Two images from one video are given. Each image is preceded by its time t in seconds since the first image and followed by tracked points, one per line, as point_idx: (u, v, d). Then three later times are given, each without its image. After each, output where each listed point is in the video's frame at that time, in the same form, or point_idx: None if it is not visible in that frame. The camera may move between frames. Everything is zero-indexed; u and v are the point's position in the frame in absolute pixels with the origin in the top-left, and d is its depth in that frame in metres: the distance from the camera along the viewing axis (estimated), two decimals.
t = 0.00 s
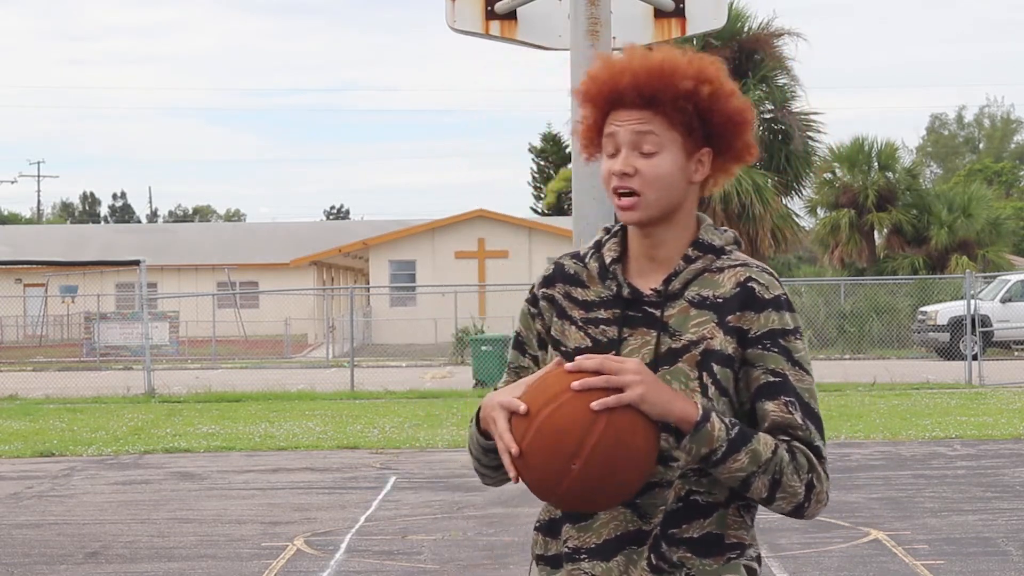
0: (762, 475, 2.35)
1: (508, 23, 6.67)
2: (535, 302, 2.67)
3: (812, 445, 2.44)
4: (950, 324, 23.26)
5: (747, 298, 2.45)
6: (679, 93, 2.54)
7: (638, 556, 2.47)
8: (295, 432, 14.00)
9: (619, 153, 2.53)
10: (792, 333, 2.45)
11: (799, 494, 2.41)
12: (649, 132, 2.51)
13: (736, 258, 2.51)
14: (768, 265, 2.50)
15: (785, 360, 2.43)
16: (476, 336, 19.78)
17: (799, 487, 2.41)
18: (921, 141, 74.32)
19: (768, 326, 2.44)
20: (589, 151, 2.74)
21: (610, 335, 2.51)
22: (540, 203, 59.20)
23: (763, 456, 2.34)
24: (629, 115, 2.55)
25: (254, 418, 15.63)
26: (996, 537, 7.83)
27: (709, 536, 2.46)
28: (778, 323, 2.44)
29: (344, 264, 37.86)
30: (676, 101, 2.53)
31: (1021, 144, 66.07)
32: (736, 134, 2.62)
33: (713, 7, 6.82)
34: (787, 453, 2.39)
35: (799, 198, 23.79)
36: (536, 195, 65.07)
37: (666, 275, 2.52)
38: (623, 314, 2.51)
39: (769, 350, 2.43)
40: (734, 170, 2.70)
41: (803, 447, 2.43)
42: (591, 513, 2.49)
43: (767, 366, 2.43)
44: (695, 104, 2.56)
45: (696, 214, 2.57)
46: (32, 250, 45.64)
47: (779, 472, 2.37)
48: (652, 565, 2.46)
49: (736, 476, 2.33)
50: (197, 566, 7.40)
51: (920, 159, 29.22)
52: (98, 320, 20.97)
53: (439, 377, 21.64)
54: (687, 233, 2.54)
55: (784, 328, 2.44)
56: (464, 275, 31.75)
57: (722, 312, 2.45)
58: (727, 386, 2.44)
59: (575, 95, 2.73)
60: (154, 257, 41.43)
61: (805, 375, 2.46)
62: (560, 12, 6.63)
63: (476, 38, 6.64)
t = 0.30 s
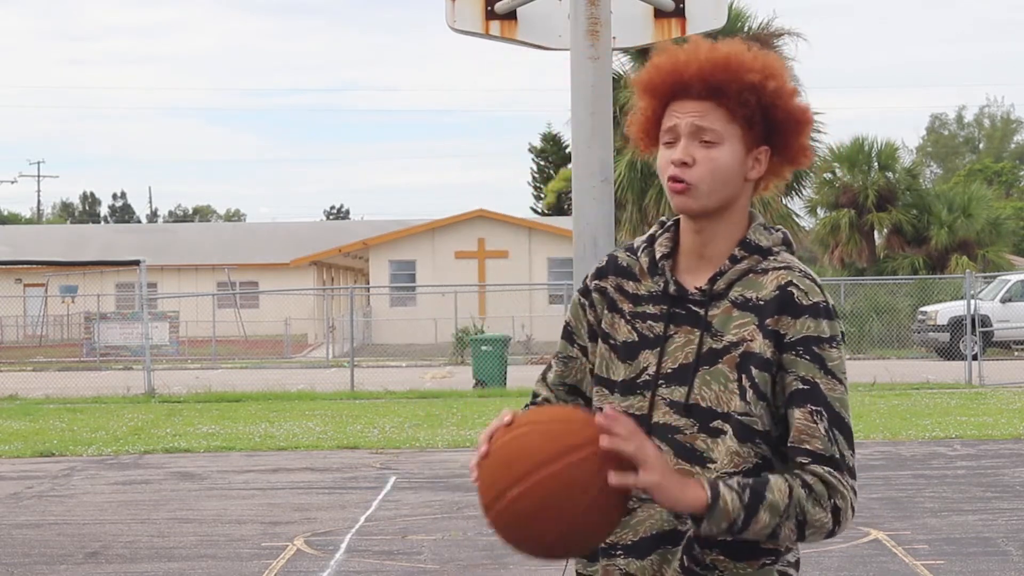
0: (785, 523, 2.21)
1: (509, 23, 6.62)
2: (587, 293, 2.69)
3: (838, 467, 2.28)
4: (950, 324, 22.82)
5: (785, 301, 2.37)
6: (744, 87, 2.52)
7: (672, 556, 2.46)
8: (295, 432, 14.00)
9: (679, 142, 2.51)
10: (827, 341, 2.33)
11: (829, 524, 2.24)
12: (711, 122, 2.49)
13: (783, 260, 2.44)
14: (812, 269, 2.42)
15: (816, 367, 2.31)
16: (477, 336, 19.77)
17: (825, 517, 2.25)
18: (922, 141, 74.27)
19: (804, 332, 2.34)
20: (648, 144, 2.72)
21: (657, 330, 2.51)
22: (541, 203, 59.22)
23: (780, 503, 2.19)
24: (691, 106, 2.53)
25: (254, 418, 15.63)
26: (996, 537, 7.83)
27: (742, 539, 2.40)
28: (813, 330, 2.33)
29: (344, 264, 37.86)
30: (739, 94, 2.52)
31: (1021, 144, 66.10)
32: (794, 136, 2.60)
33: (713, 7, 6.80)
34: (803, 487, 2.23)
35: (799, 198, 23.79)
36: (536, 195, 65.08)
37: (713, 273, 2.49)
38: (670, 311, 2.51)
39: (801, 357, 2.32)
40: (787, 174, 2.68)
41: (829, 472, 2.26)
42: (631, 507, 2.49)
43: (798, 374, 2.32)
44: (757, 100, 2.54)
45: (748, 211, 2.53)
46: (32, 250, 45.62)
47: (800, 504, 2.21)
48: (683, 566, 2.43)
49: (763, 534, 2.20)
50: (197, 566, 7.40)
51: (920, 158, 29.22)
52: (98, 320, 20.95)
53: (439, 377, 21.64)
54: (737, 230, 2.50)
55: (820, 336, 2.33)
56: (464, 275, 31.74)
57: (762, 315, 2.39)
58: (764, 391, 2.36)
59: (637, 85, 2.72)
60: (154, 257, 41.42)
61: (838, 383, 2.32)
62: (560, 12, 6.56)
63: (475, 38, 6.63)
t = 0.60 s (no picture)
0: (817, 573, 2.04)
1: (508, 23, 6.64)
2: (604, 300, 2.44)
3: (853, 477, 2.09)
4: (950, 324, 23.11)
5: (807, 306, 2.14)
6: (769, 85, 2.35)
7: (690, 557, 2.19)
8: (295, 432, 14.00)
9: (702, 143, 2.34)
10: (849, 347, 2.12)
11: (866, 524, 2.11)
12: (734, 122, 2.33)
13: (806, 261, 2.21)
14: (837, 271, 2.18)
15: (840, 373, 2.10)
16: (477, 336, 19.77)
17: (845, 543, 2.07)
18: (921, 141, 74.36)
19: (828, 337, 2.11)
20: (663, 149, 2.54)
21: (676, 330, 2.26)
22: (541, 203, 59.29)
23: None
24: (714, 104, 2.37)
25: (254, 418, 15.63)
26: (995, 536, 7.84)
27: (762, 540, 2.13)
28: (838, 336, 2.11)
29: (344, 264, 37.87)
30: (763, 93, 2.34)
31: (1021, 144, 66.09)
32: (818, 136, 2.41)
33: (713, 7, 6.79)
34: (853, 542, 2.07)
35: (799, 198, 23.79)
36: (536, 195, 65.13)
37: (735, 274, 2.25)
38: (688, 311, 2.26)
39: (821, 363, 2.10)
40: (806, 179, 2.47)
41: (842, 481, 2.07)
42: (647, 509, 2.25)
43: (818, 379, 2.10)
44: (782, 99, 2.36)
45: (771, 212, 2.31)
46: (32, 250, 45.61)
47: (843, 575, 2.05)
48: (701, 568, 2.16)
49: None
50: (197, 566, 7.40)
51: (920, 159, 29.26)
52: (98, 319, 20.95)
53: (439, 377, 21.66)
54: (761, 229, 2.27)
55: (842, 341, 2.11)
56: (464, 275, 31.77)
57: (785, 316, 2.15)
58: (784, 395, 2.12)
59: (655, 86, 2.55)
60: (154, 257, 41.45)
61: (858, 391, 2.12)
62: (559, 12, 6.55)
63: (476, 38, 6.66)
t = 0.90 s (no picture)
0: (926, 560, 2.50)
1: (508, 22, 6.66)
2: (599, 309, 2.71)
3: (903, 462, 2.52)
4: (949, 323, 23.14)
5: (810, 318, 2.41)
6: (726, 115, 2.51)
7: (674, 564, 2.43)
8: (295, 432, 14.01)
9: (671, 175, 2.54)
10: (860, 348, 2.45)
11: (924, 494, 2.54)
12: (699, 155, 2.51)
13: (798, 269, 2.47)
14: (830, 281, 2.46)
15: (859, 379, 2.45)
16: (476, 336, 19.75)
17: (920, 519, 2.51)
18: (921, 141, 74.25)
19: (836, 348, 2.42)
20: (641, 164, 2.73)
21: (665, 334, 2.51)
22: (540, 203, 59.26)
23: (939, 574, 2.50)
24: (675, 138, 2.54)
25: (254, 418, 15.64)
26: (995, 537, 7.83)
27: (746, 543, 2.42)
28: (844, 343, 2.43)
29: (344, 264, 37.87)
30: (722, 123, 2.51)
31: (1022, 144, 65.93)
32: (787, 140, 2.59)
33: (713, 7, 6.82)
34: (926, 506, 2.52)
35: (799, 198, 23.76)
36: (536, 195, 65.09)
37: (725, 280, 2.49)
38: (678, 316, 2.51)
39: (845, 373, 2.43)
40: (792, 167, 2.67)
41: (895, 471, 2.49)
42: (632, 514, 2.50)
43: (845, 390, 2.44)
44: (743, 123, 2.53)
45: (756, 222, 2.55)
46: (32, 249, 45.60)
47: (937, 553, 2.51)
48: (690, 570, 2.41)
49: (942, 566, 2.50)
50: (197, 566, 7.40)
51: (920, 159, 29.23)
52: (98, 319, 20.95)
53: (439, 377, 21.64)
54: (745, 242, 2.52)
55: (851, 346, 2.44)
56: (464, 275, 31.74)
57: (781, 329, 2.42)
58: (785, 404, 2.41)
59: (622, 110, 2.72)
60: (154, 257, 41.45)
61: (879, 383, 2.51)
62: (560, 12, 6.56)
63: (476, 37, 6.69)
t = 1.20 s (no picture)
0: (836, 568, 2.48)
1: (508, 23, 6.73)
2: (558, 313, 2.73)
3: (834, 467, 2.52)
4: (949, 324, 23.12)
5: (764, 307, 2.46)
6: (685, 110, 2.54)
7: (649, 564, 2.45)
8: (295, 432, 14.01)
9: (628, 168, 2.57)
10: (810, 344, 2.49)
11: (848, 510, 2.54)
12: (657, 149, 2.54)
13: (754, 261, 2.52)
14: (785, 272, 2.51)
15: (804, 373, 2.47)
16: (476, 336, 19.74)
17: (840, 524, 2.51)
18: (921, 141, 74.22)
19: (786, 339, 2.46)
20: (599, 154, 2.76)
21: (625, 334, 2.54)
22: (540, 203, 59.26)
23: None
24: (633, 131, 2.57)
25: (254, 418, 15.64)
26: (995, 536, 7.84)
27: (721, 541, 2.44)
28: (795, 336, 2.47)
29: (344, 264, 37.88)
30: (681, 118, 2.54)
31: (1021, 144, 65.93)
32: (745, 137, 2.61)
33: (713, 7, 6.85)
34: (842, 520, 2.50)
35: (799, 198, 23.78)
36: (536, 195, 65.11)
37: (683, 277, 2.53)
38: (637, 315, 2.54)
39: (790, 364, 2.46)
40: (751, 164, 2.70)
41: (829, 474, 2.50)
42: (602, 515, 2.51)
43: (789, 382, 2.46)
44: (701, 117, 2.56)
45: (713, 216, 2.59)
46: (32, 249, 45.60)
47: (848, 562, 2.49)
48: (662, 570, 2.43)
49: None
50: (197, 566, 7.40)
51: (920, 159, 29.22)
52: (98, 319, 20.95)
53: (439, 377, 21.63)
54: (702, 236, 2.55)
55: (802, 340, 2.48)
56: (464, 275, 31.73)
57: (738, 320, 2.46)
58: (744, 395, 2.45)
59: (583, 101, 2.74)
60: (155, 257, 41.45)
61: (824, 381, 2.52)
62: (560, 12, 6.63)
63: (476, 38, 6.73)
